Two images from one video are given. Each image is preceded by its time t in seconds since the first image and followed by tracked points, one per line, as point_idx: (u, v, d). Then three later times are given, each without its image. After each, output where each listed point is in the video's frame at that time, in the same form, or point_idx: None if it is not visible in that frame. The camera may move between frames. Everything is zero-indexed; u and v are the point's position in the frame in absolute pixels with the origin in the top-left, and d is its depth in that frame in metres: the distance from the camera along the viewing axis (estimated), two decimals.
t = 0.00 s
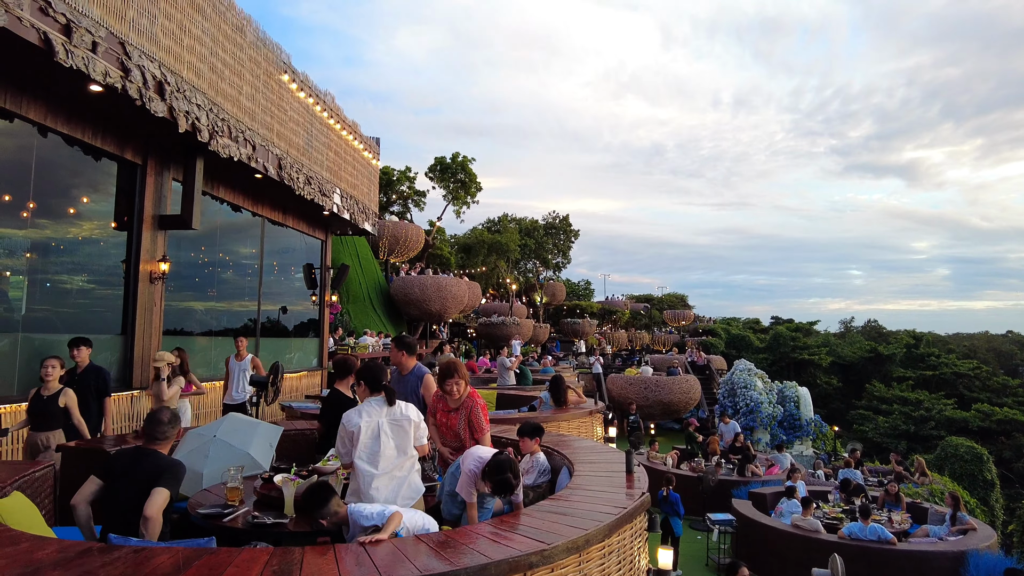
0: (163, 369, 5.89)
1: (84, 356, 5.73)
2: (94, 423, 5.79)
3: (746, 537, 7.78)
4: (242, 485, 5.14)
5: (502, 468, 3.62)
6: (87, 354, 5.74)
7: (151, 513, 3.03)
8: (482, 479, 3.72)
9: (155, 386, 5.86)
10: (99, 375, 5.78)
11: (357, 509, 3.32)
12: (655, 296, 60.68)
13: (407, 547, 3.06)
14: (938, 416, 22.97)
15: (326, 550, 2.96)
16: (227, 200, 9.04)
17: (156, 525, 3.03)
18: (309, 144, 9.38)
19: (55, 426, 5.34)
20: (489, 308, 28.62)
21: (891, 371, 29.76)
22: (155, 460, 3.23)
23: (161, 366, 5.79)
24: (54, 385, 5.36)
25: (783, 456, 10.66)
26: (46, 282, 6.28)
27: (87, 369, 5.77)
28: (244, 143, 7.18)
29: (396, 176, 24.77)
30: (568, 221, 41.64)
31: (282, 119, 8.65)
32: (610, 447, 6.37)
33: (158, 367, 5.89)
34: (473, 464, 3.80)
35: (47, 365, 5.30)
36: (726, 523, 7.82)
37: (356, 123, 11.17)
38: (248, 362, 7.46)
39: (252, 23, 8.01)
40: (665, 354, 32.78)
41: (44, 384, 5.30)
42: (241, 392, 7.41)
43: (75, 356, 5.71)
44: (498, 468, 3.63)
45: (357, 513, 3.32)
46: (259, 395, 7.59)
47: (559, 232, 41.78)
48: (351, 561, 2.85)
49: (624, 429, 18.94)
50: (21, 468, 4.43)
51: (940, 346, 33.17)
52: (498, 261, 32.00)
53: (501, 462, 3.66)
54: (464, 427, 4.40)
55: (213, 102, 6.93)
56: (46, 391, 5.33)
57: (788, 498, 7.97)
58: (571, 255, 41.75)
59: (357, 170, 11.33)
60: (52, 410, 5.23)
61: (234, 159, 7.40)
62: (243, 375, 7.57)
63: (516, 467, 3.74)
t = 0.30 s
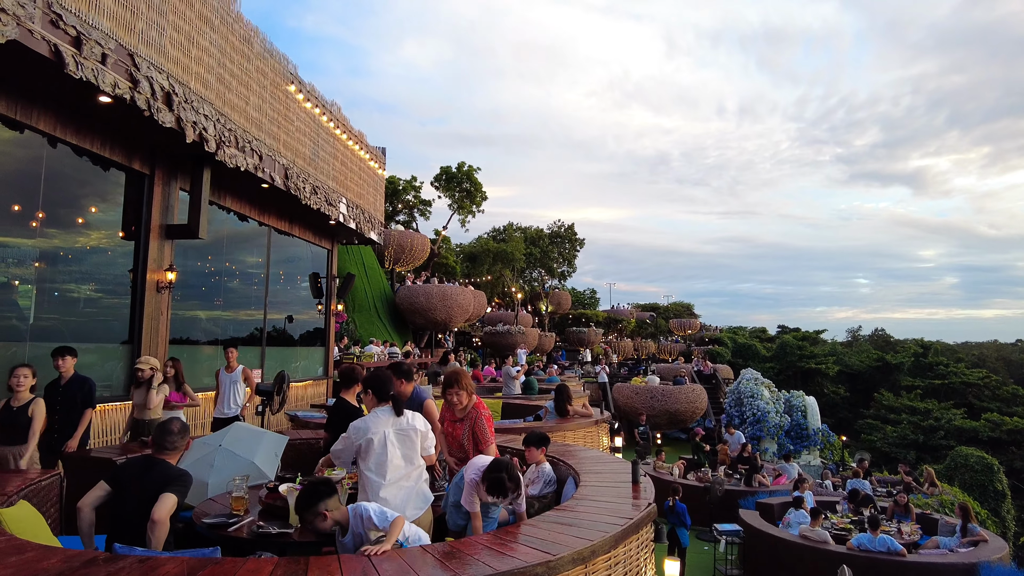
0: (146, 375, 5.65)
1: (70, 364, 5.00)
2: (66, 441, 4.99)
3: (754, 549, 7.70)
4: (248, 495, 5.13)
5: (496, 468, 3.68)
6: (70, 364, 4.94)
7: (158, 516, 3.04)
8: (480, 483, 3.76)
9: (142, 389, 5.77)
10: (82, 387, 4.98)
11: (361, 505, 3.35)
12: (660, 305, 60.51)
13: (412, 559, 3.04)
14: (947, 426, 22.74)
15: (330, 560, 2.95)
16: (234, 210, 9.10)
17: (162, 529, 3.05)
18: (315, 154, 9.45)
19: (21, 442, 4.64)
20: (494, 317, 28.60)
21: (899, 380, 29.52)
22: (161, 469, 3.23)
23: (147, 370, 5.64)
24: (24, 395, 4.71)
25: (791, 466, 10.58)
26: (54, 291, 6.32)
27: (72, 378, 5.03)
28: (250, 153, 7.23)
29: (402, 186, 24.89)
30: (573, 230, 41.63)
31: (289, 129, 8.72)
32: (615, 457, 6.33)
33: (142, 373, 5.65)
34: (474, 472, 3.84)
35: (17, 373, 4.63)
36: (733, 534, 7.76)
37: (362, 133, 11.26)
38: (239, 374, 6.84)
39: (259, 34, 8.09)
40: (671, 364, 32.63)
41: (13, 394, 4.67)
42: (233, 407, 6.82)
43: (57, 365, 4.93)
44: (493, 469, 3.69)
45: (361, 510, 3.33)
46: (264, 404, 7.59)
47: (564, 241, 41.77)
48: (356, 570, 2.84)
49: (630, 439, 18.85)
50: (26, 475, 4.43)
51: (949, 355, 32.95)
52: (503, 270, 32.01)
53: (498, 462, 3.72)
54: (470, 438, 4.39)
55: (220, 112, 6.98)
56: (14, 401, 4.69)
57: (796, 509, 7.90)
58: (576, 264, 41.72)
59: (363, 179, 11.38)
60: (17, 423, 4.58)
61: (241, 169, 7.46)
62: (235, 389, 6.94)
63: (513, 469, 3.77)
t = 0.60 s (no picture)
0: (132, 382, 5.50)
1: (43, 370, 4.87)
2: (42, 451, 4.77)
3: (760, 554, 7.65)
4: (250, 499, 5.11)
5: (477, 438, 3.76)
6: (42, 367, 4.77)
7: (146, 516, 3.01)
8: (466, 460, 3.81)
9: (125, 396, 5.65)
10: (56, 391, 4.78)
11: (333, 515, 3.23)
12: (665, 310, 60.43)
13: (414, 562, 3.01)
14: (955, 431, 22.57)
15: (331, 562, 2.93)
16: (238, 215, 9.15)
17: (149, 531, 3.01)
18: (319, 160, 9.49)
19: None
20: (499, 322, 28.60)
21: (906, 385, 29.35)
22: (163, 471, 3.23)
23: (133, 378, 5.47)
24: None
25: (797, 472, 10.52)
26: (60, 297, 6.36)
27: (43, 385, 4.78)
28: (255, 158, 7.26)
29: (407, 191, 24.97)
30: (578, 235, 41.62)
31: (293, 135, 8.76)
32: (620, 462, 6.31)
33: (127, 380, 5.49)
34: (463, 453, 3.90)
35: None
36: (739, 540, 7.70)
37: (367, 138, 11.30)
38: (230, 375, 6.74)
39: (264, 41, 8.15)
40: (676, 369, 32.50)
41: None
42: (226, 408, 6.72)
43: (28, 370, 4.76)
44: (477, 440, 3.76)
45: (335, 520, 3.21)
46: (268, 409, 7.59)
47: (569, 246, 41.76)
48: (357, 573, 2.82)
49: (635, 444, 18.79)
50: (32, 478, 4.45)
51: (956, 360, 32.72)
52: (508, 275, 32.01)
53: (482, 433, 3.79)
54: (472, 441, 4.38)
55: (225, 117, 7.02)
56: None
57: (802, 514, 7.84)
58: (580, 269, 41.70)
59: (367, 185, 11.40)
60: None
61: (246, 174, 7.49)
62: (226, 392, 6.81)
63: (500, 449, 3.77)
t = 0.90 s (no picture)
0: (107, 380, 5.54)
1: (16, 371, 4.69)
2: (20, 456, 4.65)
3: (762, 555, 7.63)
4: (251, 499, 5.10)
5: (466, 407, 3.87)
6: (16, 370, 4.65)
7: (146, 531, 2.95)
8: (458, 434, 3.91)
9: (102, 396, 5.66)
10: (30, 395, 4.67)
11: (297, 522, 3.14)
12: (668, 311, 60.39)
13: (413, 562, 3.01)
14: (959, 432, 22.51)
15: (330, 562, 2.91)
16: (241, 216, 9.16)
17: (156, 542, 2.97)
18: (321, 160, 9.49)
19: None
20: (501, 323, 28.59)
21: (909, 386, 29.27)
22: (159, 473, 3.20)
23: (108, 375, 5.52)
24: None
25: (800, 473, 10.50)
26: (63, 297, 6.37)
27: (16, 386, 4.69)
28: (257, 158, 7.26)
29: (409, 192, 24.99)
30: (580, 236, 41.60)
31: (295, 136, 8.77)
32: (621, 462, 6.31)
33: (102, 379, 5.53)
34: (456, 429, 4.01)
35: None
36: (741, 540, 7.70)
37: (368, 139, 11.31)
38: (218, 378, 6.62)
39: (266, 42, 8.15)
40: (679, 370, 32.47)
41: None
42: (213, 412, 6.59)
43: (3, 373, 4.65)
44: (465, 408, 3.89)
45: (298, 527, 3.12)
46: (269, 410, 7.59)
47: (571, 246, 41.74)
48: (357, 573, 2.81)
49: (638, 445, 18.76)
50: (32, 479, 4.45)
51: (960, 360, 32.63)
52: (510, 276, 32.01)
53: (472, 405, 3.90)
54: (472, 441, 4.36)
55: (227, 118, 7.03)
56: None
57: (805, 515, 7.82)
58: (583, 270, 41.68)
59: (369, 185, 11.39)
60: None
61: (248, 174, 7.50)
62: (215, 395, 6.68)
63: (488, 421, 3.83)
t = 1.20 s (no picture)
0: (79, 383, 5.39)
1: None
2: None
3: (763, 556, 7.62)
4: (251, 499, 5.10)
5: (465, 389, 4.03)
6: None
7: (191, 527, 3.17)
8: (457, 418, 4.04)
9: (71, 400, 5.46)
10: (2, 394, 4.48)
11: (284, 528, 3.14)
12: (668, 312, 60.34)
13: (412, 562, 3.00)
14: (959, 432, 22.50)
15: (329, 562, 2.90)
16: (241, 216, 9.16)
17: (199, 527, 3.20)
18: (322, 160, 9.49)
19: None
20: (501, 323, 28.57)
21: (910, 387, 29.25)
22: (151, 473, 3.19)
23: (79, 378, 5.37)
24: None
25: (800, 473, 10.51)
26: (64, 297, 6.38)
27: None
28: (257, 158, 7.26)
29: (410, 192, 25.00)
30: (580, 236, 41.57)
31: (296, 135, 8.76)
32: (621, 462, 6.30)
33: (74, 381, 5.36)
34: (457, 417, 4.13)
35: None
36: (741, 540, 7.70)
37: (369, 139, 11.31)
38: (204, 378, 6.57)
39: (266, 41, 8.14)
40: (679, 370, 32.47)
41: None
42: (201, 413, 6.56)
43: None
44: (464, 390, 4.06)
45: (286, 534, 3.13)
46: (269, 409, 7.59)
47: (571, 246, 41.71)
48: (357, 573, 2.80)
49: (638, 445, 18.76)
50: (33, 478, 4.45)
51: (961, 361, 32.62)
52: (511, 276, 31.99)
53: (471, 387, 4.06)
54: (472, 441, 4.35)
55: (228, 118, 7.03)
56: None
57: (805, 515, 7.82)
58: (583, 270, 41.64)
59: (369, 184, 11.38)
60: None
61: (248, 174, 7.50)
62: (202, 396, 6.63)
63: (479, 405, 3.90)
